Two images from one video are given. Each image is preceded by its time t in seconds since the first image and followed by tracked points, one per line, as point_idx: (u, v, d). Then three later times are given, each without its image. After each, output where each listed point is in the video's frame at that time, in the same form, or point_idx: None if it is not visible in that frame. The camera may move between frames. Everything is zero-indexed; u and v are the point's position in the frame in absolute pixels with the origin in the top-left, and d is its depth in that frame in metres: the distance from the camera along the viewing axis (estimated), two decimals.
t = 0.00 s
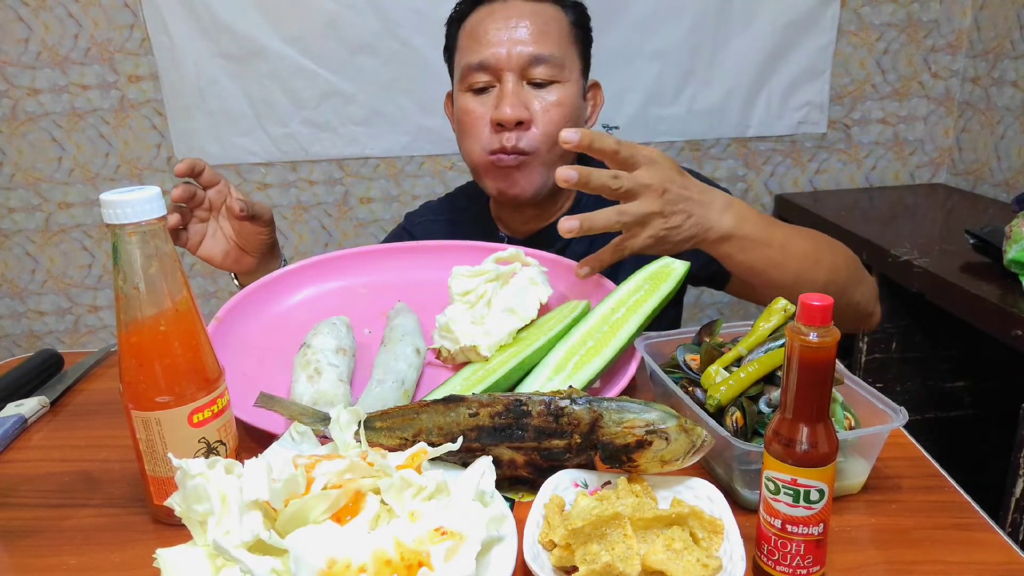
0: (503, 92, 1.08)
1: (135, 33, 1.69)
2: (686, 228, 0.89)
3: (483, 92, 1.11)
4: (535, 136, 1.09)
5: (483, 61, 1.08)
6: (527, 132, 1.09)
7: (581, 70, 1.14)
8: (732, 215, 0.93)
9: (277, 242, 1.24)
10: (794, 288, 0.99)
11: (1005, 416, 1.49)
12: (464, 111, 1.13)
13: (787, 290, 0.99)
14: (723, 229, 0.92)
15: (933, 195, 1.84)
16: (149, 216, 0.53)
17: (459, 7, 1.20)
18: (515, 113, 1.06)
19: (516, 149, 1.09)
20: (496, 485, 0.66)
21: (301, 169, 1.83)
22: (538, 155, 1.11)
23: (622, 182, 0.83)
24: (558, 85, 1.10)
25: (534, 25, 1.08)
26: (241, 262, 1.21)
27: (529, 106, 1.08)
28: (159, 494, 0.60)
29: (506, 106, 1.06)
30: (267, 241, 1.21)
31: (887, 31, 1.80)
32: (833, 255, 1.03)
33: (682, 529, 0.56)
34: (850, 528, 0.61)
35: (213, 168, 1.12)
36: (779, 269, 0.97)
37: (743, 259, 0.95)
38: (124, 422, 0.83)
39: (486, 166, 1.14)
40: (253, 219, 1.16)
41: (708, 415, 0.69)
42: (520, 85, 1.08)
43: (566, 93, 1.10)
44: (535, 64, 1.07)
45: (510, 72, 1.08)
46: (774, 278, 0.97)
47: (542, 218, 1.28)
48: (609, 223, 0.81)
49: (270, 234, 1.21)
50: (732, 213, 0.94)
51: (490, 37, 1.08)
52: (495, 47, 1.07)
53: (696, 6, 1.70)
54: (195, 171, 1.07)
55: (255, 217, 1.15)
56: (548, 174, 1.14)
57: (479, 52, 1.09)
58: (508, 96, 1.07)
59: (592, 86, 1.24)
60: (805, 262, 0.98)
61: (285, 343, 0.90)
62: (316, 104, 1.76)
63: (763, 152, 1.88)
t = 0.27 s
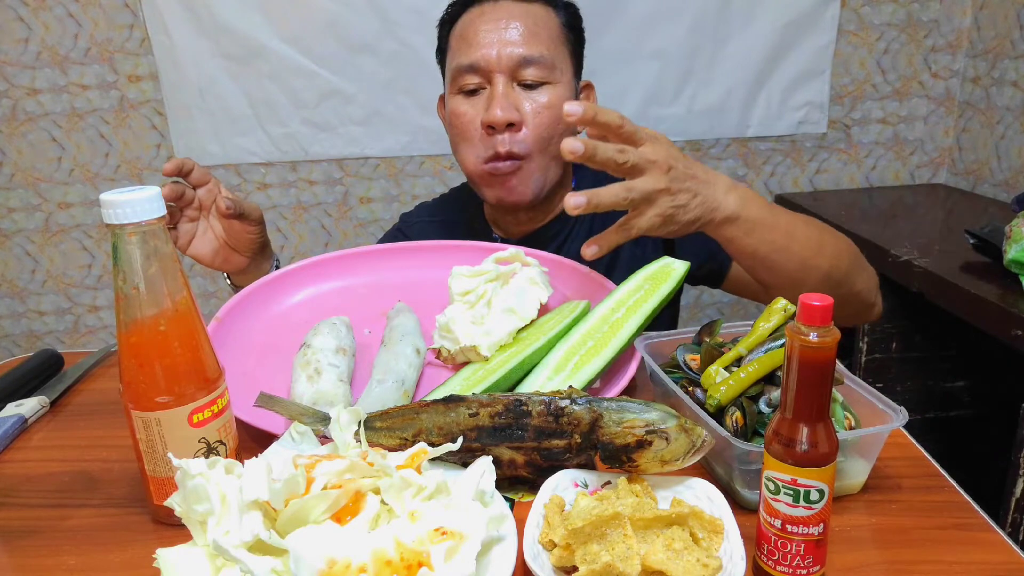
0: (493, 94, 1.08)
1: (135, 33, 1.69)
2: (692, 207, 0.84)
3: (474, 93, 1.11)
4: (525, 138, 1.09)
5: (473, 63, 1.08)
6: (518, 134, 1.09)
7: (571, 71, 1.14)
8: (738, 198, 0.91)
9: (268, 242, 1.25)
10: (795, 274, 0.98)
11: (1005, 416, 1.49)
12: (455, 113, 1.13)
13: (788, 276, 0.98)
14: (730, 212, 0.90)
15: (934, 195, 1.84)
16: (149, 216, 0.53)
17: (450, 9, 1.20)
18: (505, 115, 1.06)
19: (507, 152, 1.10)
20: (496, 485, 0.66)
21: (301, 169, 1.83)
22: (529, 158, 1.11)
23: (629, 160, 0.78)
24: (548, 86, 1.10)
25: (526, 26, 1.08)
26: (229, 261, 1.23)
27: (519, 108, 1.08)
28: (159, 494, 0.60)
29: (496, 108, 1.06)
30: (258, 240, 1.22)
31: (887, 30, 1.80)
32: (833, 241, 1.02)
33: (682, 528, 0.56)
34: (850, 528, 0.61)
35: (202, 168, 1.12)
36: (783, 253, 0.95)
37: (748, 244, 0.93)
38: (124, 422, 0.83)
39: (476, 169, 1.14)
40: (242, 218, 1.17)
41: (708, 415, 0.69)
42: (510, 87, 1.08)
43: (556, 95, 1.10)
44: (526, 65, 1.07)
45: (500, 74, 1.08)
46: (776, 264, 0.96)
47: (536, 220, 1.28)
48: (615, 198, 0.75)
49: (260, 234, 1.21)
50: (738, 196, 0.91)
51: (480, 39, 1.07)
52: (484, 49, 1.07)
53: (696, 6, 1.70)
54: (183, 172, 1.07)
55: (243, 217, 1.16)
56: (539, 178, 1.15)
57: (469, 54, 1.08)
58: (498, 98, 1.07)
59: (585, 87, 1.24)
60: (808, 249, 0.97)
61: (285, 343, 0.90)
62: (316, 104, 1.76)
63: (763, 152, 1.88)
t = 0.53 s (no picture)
0: (479, 97, 1.09)
1: (135, 33, 1.69)
2: (576, 168, 0.86)
3: (460, 96, 1.13)
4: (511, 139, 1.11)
5: (457, 66, 1.10)
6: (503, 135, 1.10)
7: (557, 72, 1.16)
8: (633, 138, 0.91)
9: (263, 248, 1.25)
10: (730, 207, 0.96)
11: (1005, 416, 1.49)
12: (442, 116, 1.15)
13: (723, 210, 0.97)
14: (626, 151, 0.90)
15: (934, 195, 1.84)
16: (149, 216, 0.53)
17: (436, 14, 1.22)
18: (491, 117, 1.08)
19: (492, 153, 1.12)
20: (497, 485, 0.66)
21: (301, 169, 1.83)
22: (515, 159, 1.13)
23: (476, 190, 0.84)
24: (533, 87, 1.11)
25: (509, 28, 1.10)
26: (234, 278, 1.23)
27: (504, 109, 1.10)
28: (159, 494, 0.60)
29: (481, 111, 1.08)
30: (253, 246, 1.22)
31: (887, 30, 1.80)
32: (774, 168, 1.00)
33: (682, 529, 0.56)
34: (850, 528, 0.60)
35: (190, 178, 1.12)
36: (706, 184, 0.94)
37: (662, 183, 0.92)
38: (124, 422, 0.83)
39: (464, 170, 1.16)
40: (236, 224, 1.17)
41: (708, 415, 0.69)
42: (495, 89, 1.10)
43: (542, 96, 1.12)
44: (510, 67, 1.09)
45: (485, 77, 1.09)
46: (703, 199, 0.95)
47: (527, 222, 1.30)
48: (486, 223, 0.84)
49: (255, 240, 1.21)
50: (632, 138, 0.91)
51: (465, 42, 1.09)
52: (469, 52, 1.09)
53: (696, 6, 1.70)
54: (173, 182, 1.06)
55: (236, 221, 1.16)
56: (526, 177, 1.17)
57: (455, 57, 1.10)
58: (483, 100, 1.09)
59: (574, 87, 1.26)
60: (738, 178, 0.96)
61: (285, 343, 0.90)
62: (316, 104, 1.75)
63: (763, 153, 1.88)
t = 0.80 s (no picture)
0: (454, 101, 1.10)
1: (135, 33, 1.69)
2: (450, 170, 0.94)
3: (436, 101, 1.13)
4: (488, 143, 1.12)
5: (432, 71, 1.10)
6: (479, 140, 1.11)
7: (533, 73, 1.16)
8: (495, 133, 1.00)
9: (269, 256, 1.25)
10: (630, 184, 1.01)
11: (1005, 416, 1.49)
12: (418, 121, 1.15)
13: (623, 189, 1.02)
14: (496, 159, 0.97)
15: (934, 194, 1.84)
16: (149, 216, 0.53)
17: (413, 17, 1.22)
18: (466, 122, 1.09)
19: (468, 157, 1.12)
20: (497, 485, 0.66)
21: (301, 169, 1.83)
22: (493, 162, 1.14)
23: (424, 247, 0.88)
24: (509, 90, 1.12)
25: (481, 33, 1.10)
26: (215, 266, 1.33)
27: (480, 114, 1.10)
28: (159, 494, 0.60)
29: (456, 116, 1.08)
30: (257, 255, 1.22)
31: (887, 30, 1.80)
32: (649, 138, 1.04)
33: (682, 529, 0.56)
34: (850, 528, 0.60)
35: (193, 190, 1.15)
36: (604, 165, 1.01)
37: (525, 172, 0.99)
38: (124, 422, 0.83)
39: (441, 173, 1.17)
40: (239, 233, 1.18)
41: (709, 415, 0.69)
42: (471, 93, 1.10)
43: (517, 100, 1.12)
44: (486, 70, 1.09)
45: (460, 81, 1.09)
46: (572, 180, 1.00)
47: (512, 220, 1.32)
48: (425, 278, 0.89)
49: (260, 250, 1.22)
50: (492, 136, 1.00)
51: (438, 47, 1.09)
52: (444, 56, 1.09)
53: (696, 7, 1.70)
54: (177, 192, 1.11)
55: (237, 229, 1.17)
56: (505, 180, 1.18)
57: (429, 62, 1.10)
58: (458, 105, 1.09)
59: (551, 88, 1.28)
60: (606, 154, 1.01)
61: (284, 343, 0.90)
62: (316, 104, 1.75)
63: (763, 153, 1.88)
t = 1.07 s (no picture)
0: (439, 106, 1.10)
1: (135, 33, 1.69)
2: (436, 184, 1.00)
3: (421, 106, 1.13)
4: (473, 147, 1.12)
5: (416, 76, 1.10)
6: (465, 144, 1.11)
7: (518, 76, 1.16)
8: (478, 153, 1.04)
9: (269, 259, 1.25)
10: (619, 194, 1.03)
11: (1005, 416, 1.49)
12: (403, 126, 1.15)
13: (613, 199, 1.03)
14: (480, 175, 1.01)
15: (934, 194, 1.84)
16: (149, 216, 0.53)
17: (398, 22, 1.22)
18: (451, 126, 1.08)
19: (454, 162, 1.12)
20: (497, 485, 0.66)
21: (301, 169, 1.83)
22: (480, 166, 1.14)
23: (417, 245, 0.94)
24: (494, 93, 1.12)
25: (463, 38, 1.10)
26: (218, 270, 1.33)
27: (465, 118, 1.10)
28: (159, 494, 0.60)
29: (440, 121, 1.08)
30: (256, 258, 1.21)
31: (887, 30, 1.80)
32: (629, 146, 1.06)
33: (682, 529, 0.56)
34: (850, 528, 0.60)
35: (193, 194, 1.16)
36: (589, 177, 1.03)
37: (509, 188, 1.01)
38: (124, 422, 0.83)
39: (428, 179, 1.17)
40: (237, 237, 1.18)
41: (709, 415, 0.69)
42: (455, 98, 1.10)
43: (501, 103, 1.12)
44: (469, 75, 1.09)
45: (444, 85, 1.10)
46: (557, 190, 1.02)
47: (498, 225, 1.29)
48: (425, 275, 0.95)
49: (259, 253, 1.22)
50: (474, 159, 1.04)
51: (422, 52, 1.09)
52: (427, 62, 1.09)
53: (696, 7, 1.70)
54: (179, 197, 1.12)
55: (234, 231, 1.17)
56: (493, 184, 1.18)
57: (413, 67, 1.10)
58: (443, 110, 1.09)
59: (538, 91, 1.28)
60: (589, 167, 1.04)
61: (284, 344, 0.90)
62: (316, 104, 1.75)
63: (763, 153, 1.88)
